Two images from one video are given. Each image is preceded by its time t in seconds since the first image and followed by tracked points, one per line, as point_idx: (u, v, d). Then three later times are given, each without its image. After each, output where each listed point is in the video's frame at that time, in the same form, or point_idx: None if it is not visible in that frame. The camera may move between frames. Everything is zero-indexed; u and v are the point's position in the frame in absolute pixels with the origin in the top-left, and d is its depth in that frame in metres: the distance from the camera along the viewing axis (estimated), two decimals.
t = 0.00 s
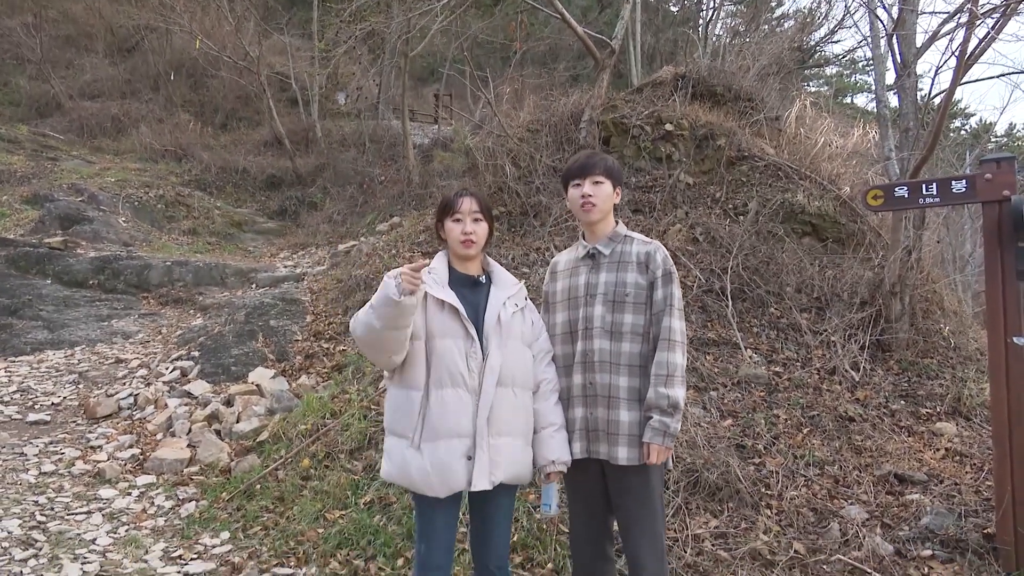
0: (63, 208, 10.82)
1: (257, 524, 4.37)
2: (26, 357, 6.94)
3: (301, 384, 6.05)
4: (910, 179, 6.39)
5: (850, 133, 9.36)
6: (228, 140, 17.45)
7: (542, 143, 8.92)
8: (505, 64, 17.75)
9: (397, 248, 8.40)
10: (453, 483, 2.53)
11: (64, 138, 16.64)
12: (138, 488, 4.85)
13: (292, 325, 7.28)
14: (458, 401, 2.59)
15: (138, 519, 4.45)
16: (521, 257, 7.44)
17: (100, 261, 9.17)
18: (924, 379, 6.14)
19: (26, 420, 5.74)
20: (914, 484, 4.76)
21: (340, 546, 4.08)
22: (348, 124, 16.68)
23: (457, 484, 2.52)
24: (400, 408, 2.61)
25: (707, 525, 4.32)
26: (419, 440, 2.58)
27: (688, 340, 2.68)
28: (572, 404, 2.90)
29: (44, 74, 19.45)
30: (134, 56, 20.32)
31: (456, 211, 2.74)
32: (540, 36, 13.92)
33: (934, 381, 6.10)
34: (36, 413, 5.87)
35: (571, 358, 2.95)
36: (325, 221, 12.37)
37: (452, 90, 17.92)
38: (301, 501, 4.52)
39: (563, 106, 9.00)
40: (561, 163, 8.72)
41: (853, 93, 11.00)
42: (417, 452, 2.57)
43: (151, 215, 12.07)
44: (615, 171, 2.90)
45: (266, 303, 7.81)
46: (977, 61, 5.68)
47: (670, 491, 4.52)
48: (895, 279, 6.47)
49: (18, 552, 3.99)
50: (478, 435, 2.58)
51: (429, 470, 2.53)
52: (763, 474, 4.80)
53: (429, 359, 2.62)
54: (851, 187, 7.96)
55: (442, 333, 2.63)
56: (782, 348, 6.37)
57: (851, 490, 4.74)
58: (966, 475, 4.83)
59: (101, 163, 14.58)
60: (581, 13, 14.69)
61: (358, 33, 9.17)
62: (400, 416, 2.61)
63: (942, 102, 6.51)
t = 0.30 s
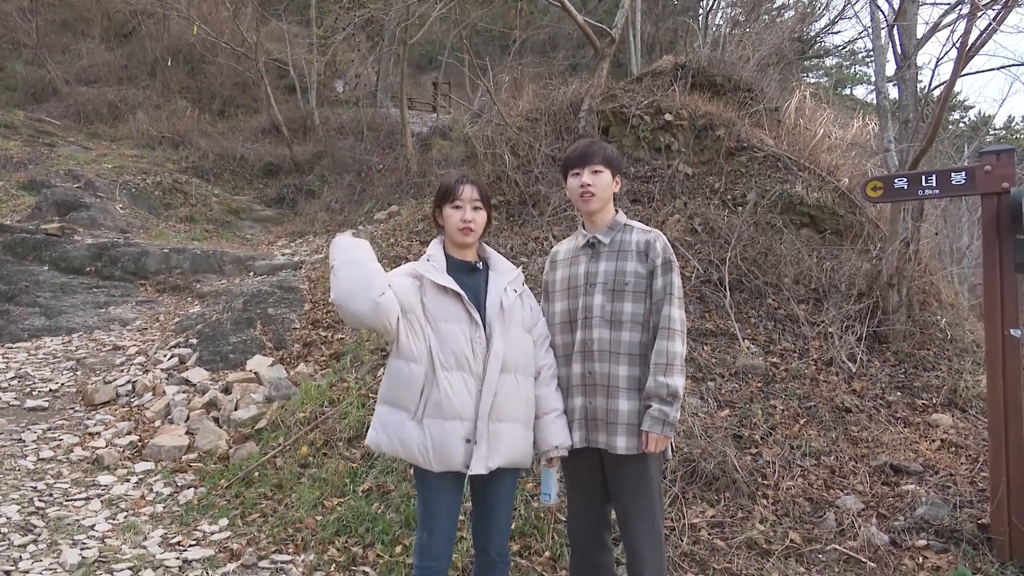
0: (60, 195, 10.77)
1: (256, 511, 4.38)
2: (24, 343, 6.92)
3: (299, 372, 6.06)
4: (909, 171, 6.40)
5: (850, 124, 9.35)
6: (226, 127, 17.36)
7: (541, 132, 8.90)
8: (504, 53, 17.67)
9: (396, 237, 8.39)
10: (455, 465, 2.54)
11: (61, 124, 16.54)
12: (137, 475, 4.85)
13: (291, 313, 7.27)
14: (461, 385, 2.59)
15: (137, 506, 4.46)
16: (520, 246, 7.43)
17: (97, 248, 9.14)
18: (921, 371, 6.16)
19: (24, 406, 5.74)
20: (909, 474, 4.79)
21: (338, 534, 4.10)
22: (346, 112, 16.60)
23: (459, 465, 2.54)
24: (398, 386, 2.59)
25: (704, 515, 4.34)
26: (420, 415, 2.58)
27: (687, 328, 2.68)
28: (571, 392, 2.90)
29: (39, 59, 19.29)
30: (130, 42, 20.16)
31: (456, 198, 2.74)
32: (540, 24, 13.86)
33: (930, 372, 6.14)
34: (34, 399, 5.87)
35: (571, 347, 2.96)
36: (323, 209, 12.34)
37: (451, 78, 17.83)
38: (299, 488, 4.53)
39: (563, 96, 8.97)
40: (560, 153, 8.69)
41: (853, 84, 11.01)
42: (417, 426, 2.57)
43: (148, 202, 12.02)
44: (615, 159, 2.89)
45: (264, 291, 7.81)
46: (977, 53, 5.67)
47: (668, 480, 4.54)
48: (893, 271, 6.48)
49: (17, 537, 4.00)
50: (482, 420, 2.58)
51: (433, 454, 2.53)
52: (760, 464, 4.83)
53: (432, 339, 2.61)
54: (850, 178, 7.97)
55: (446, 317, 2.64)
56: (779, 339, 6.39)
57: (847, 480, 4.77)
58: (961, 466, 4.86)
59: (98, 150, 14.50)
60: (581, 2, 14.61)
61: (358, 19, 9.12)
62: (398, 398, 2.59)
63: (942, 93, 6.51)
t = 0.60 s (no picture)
0: (63, 192, 10.79)
1: (256, 510, 4.38)
2: (26, 340, 6.93)
3: (300, 371, 6.06)
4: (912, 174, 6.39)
5: (853, 127, 9.35)
6: (228, 126, 17.37)
7: (544, 134, 8.90)
8: (507, 54, 17.68)
9: (397, 238, 8.40)
10: (463, 472, 2.54)
11: (64, 122, 16.55)
12: (138, 473, 4.85)
13: (292, 312, 7.28)
14: (465, 391, 2.59)
15: (138, 504, 4.46)
16: (522, 247, 7.44)
17: (99, 246, 9.15)
18: (923, 374, 6.16)
19: (25, 403, 5.74)
20: (911, 478, 4.78)
21: (339, 533, 4.10)
22: (348, 111, 16.61)
23: (467, 473, 2.53)
24: (404, 401, 2.59)
25: (705, 517, 4.34)
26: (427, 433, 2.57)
27: (690, 331, 2.68)
28: (574, 394, 2.90)
29: (42, 57, 19.31)
30: (133, 40, 20.18)
31: (460, 199, 2.73)
32: (543, 25, 13.87)
33: (932, 376, 6.14)
34: (35, 396, 5.87)
35: (574, 349, 2.96)
36: (325, 208, 12.35)
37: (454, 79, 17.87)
38: (300, 487, 4.53)
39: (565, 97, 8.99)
40: (563, 154, 8.70)
41: (856, 87, 11.05)
42: (425, 444, 2.56)
43: (150, 201, 12.03)
44: (620, 161, 2.89)
45: (266, 289, 7.81)
46: (981, 57, 5.67)
47: (669, 482, 4.54)
48: (895, 275, 6.48)
49: (18, 534, 4.00)
50: (486, 425, 2.59)
51: (440, 462, 2.53)
52: (761, 467, 4.82)
53: (434, 350, 2.60)
54: (853, 181, 7.97)
55: (447, 325, 2.61)
56: (781, 342, 6.38)
57: (849, 483, 4.76)
58: (963, 470, 4.86)
59: (100, 148, 14.52)
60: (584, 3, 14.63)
61: (361, 20, 9.12)
62: (404, 408, 2.58)
63: (945, 97, 6.50)
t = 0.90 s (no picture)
0: (65, 189, 10.79)
1: (259, 508, 4.38)
2: (28, 337, 6.93)
3: (303, 369, 6.06)
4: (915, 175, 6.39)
5: (856, 127, 9.34)
6: (230, 123, 17.37)
7: (547, 133, 8.90)
8: (510, 52, 17.67)
9: (400, 237, 8.40)
10: (475, 472, 2.55)
11: (66, 118, 16.56)
12: (141, 470, 4.85)
13: (295, 310, 7.28)
14: (476, 392, 2.60)
15: (140, 500, 4.46)
16: (525, 246, 7.43)
17: (102, 243, 9.15)
18: (925, 375, 6.16)
19: (28, 400, 5.74)
20: (913, 479, 4.78)
21: (341, 531, 4.09)
22: (351, 109, 16.61)
23: (478, 473, 2.55)
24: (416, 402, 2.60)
25: (708, 517, 4.34)
26: (439, 433, 2.57)
27: (693, 331, 2.67)
28: (577, 393, 2.89)
29: (45, 53, 19.30)
30: (136, 37, 20.16)
31: (474, 197, 2.73)
32: (546, 24, 13.87)
33: (935, 377, 6.14)
34: (38, 393, 5.87)
35: (577, 348, 2.95)
36: (327, 206, 12.34)
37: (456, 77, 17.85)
38: (303, 485, 4.53)
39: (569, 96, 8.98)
40: (566, 153, 8.69)
41: (859, 87, 11.04)
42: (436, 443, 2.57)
43: (152, 198, 12.03)
44: (625, 160, 2.89)
45: (268, 287, 7.81)
46: (986, 58, 5.67)
47: (671, 482, 4.54)
48: (898, 275, 6.48)
49: (21, 530, 4.00)
50: (496, 425, 2.60)
51: (451, 461, 2.54)
52: (763, 467, 4.82)
53: (446, 351, 2.60)
54: (856, 182, 7.98)
55: (458, 326, 2.61)
56: (783, 342, 6.38)
57: (851, 484, 4.76)
58: (965, 471, 4.85)
59: (103, 144, 14.52)
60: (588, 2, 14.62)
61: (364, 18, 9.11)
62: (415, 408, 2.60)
63: (950, 98, 6.49)
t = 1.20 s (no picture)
0: (65, 190, 10.77)
1: (260, 509, 4.37)
2: (28, 338, 6.92)
3: (303, 370, 6.05)
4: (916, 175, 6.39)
5: (856, 128, 9.35)
6: (230, 124, 17.36)
7: (547, 134, 8.89)
8: (510, 53, 17.68)
9: (400, 238, 8.39)
10: (469, 478, 2.58)
11: (66, 119, 16.55)
12: (141, 471, 4.84)
13: (295, 311, 7.27)
14: (476, 400, 2.62)
15: (141, 502, 4.45)
16: (526, 247, 7.43)
17: (102, 244, 9.14)
18: (926, 376, 6.17)
19: (28, 401, 5.73)
20: (915, 480, 4.78)
21: (343, 533, 4.09)
22: (351, 111, 16.60)
23: (472, 480, 2.58)
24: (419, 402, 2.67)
25: (710, 518, 4.34)
26: (440, 434, 2.63)
27: (695, 332, 2.67)
28: (579, 395, 2.88)
29: (44, 55, 19.29)
30: (136, 38, 20.16)
31: (491, 199, 2.73)
32: (546, 25, 13.86)
33: (936, 378, 6.14)
34: (38, 394, 5.86)
35: (579, 349, 2.94)
36: (327, 207, 12.33)
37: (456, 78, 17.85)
38: (304, 486, 4.52)
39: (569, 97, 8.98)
40: (566, 154, 8.69)
41: (858, 88, 11.05)
42: (436, 445, 2.63)
43: (152, 199, 12.02)
44: (626, 161, 2.89)
45: (268, 288, 7.80)
46: (987, 59, 5.67)
47: (673, 483, 4.54)
48: (898, 276, 6.49)
49: (22, 532, 3.99)
50: (494, 433, 2.61)
51: (447, 464, 2.59)
52: (765, 468, 4.82)
53: (450, 358, 2.64)
54: (856, 183, 7.98)
55: (463, 333, 2.63)
56: (784, 343, 6.38)
57: (853, 485, 4.76)
58: (967, 472, 4.85)
59: (102, 146, 14.50)
60: (587, 3, 14.62)
61: (364, 18, 9.12)
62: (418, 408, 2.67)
63: (951, 99, 6.50)
